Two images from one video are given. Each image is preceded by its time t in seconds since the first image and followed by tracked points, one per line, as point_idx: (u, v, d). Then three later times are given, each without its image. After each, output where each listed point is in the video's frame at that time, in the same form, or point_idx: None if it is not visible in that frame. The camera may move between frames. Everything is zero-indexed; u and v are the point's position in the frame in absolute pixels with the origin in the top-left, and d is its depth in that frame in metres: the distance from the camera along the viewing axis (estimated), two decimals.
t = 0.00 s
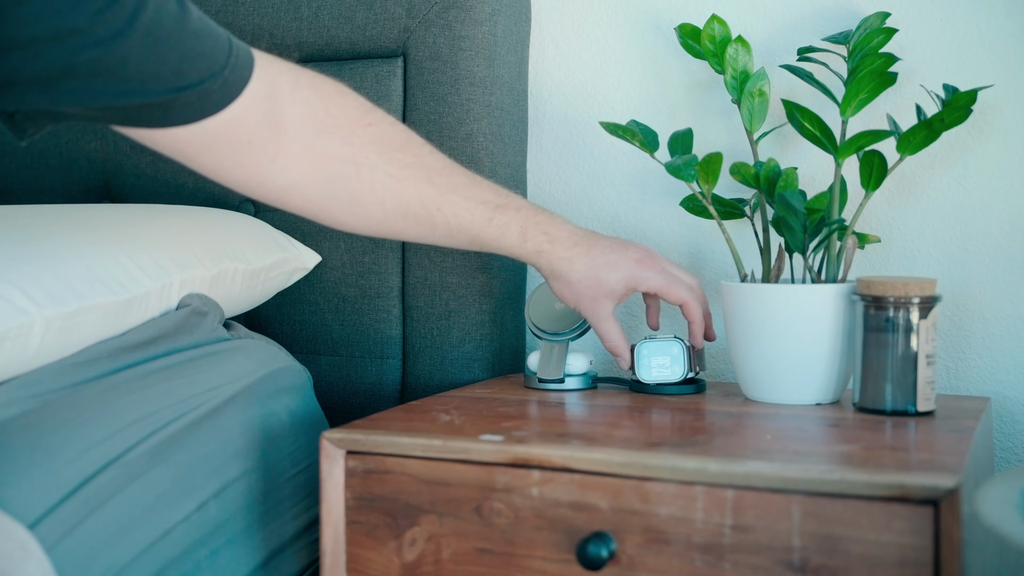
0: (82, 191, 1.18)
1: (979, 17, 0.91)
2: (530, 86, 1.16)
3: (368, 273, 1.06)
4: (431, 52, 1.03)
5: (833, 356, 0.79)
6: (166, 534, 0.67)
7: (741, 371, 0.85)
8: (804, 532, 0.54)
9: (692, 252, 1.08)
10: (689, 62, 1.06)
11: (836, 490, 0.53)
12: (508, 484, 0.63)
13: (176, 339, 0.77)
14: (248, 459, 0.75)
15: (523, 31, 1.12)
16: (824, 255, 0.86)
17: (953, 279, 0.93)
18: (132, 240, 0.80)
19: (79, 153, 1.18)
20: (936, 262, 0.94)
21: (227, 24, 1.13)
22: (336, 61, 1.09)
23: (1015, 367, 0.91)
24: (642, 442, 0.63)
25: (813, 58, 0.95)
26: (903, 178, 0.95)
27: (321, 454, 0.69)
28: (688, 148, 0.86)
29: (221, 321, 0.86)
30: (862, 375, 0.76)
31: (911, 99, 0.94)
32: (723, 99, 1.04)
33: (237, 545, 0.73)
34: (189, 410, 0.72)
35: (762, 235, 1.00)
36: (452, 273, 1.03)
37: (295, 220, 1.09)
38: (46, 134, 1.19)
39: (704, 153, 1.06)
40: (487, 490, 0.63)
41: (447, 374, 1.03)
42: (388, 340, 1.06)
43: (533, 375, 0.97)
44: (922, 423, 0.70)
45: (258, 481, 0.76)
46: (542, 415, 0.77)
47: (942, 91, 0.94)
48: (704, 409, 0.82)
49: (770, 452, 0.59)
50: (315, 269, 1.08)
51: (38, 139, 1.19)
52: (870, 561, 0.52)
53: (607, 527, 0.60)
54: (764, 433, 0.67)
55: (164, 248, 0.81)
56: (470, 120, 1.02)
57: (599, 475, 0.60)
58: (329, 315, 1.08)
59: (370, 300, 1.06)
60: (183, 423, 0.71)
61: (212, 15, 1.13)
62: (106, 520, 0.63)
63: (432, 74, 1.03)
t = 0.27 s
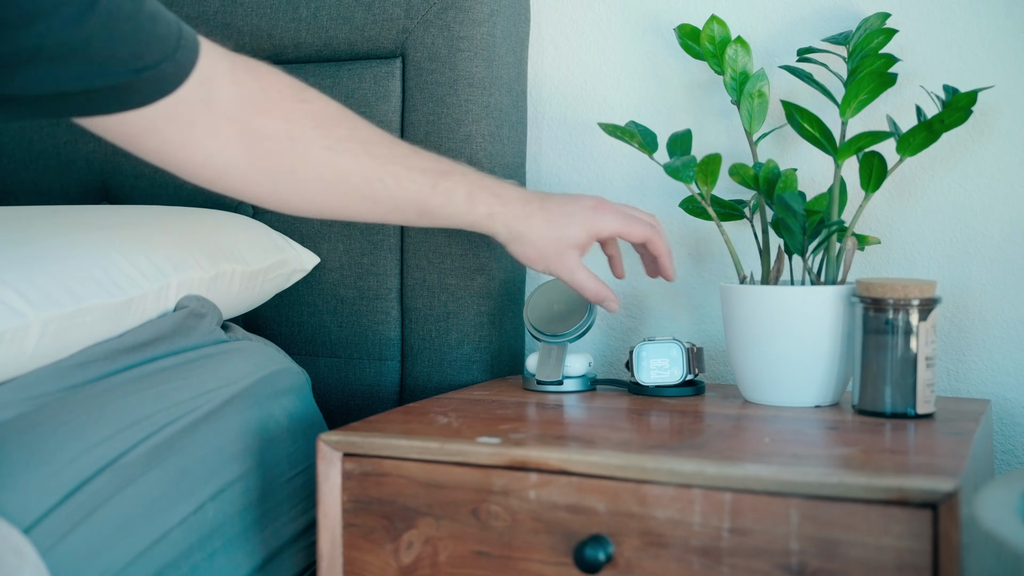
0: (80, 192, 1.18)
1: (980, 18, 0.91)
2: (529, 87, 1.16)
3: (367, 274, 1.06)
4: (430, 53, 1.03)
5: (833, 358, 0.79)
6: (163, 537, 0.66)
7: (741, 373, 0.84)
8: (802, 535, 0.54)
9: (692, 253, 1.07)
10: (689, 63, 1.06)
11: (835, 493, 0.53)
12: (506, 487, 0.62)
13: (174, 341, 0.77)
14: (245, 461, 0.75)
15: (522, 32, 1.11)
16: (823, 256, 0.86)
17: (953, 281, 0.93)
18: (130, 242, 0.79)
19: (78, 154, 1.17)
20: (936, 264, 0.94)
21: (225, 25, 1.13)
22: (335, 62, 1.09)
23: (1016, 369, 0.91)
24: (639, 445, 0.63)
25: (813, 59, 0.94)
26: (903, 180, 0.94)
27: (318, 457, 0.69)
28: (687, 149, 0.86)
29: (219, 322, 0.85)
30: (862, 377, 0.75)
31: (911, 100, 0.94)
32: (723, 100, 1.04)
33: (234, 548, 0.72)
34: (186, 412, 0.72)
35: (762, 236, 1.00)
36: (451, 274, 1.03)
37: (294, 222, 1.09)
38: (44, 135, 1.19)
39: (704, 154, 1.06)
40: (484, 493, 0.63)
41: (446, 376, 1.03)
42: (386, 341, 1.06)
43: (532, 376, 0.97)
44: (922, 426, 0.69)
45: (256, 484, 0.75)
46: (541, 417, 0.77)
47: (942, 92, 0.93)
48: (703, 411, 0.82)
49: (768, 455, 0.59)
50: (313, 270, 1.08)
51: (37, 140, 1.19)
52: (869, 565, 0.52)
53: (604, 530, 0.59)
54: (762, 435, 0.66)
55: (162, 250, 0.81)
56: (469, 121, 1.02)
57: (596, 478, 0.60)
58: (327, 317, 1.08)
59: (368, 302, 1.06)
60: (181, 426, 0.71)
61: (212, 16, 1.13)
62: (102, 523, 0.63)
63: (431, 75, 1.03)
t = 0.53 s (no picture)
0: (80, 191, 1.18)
1: (982, 16, 0.90)
2: (529, 85, 1.15)
3: (367, 273, 1.06)
4: (430, 51, 1.03)
5: (834, 356, 0.79)
6: (160, 537, 0.66)
7: (741, 371, 0.84)
8: (803, 534, 0.54)
9: (692, 252, 1.07)
10: (689, 61, 1.06)
11: (835, 492, 0.53)
12: (505, 486, 0.62)
13: (169, 341, 0.77)
14: (245, 459, 0.75)
15: (522, 30, 1.11)
16: (824, 255, 0.86)
17: (955, 279, 0.93)
18: (130, 241, 0.82)
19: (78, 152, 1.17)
20: (939, 262, 0.94)
21: (225, 24, 1.13)
22: (335, 60, 1.09)
23: (1018, 368, 0.90)
24: (639, 443, 0.63)
25: (815, 57, 0.94)
26: (905, 178, 0.94)
27: (317, 455, 0.69)
28: (687, 147, 0.86)
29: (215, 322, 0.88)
30: (863, 376, 0.75)
31: (912, 98, 0.94)
32: (723, 98, 1.04)
33: (234, 547, 0.72)
34: (181, 412, 0.72)
35: (763, 234, 0.99)
36: (452, 273, 1.03)
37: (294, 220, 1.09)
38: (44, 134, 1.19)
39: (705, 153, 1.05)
40: (484, 492, 0.63)
41: (446, 374, 1.03)
42: (387, 340, 1.05)
43: (532, 375, 0.97)
44: (923, 424, 0.69)
45: (256, 483, 0.75)
46: (541, 415, 0.77)
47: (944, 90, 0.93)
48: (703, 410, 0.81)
49: (768, 454, 0.59)
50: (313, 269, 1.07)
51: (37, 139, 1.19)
52: (869, 563, 0.52)
53: (604, 529, 0.59)
54: (763, 434, 0.66)
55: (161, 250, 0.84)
56: (469, 119, 1.02)
57: (596, 476, 0.59)
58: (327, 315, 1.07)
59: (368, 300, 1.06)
60: (177, 426, 0.71)
61: (211, 14, 1.13)
62: (99, 522, 0.63)
63: (431, 73, 1.03)
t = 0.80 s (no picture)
0: (80, 191, 1.18)
1: (983, 15, 0.90)
2: (529, 85, 1.15)
3: (367, 273, 1.06)
4: (430, 51, 1.03)
5: (835, 357, 0.79)
6: (158, 537, 0.66)
7: (742, 372, 0.84)
8: (803, 536, 0.53)
9: (693, 252, 1.07)
10: (690, 61, 1.05)
11: (836, 493, 0.52)
12: (505, 487, 0.62)
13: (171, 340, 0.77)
14: (243, 460, 0.75)
15: (523, 30, 1.11)
16: (825, 255, 0.85)
17: (957, 280, 0.93)
18: (127, 239, 0.79)
19: (78, 153, 1.17)
20: (940, 262, 0.93)
21: (225, 24, 1.12)
22: (335, 60, 1.09)
23: (1020, 368, 0.90)
24: (638, 444, 0.62)
25: (816, 57, 0.94)
26: (906, 178, 0.94)
27: (316, 456, 0.69)
28: (688, 147, 0.86)
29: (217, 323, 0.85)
30: (863, 377, 0.75)
31: (913, 98, 0.93)
32: (724, 98, 1.04)
33: (232, 548, 0.72)
34: (181, 411, 0.72)
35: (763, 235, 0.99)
36: (452, 273, 1.02)
37: (294, 221, 1.09)
38: (44, 134, 1.19)
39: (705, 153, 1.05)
40: (484, 493, 0.63)
41: (446, 375, 1.03)
42: (387, 340, 1.05)
43: (532, 376, 0.96)
44: (924, 425, 0.69)
45: (254, 483, 0.75)
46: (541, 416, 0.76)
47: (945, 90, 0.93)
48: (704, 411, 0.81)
49: (769, 455, 0.58)
50: (313, 269, 1.07)
51: (36, 139, 1.19)
52: (870, 565, 0.52)
53: (604, 531, 0.59)
54: (763, 435, 0.66)
55: (158, 248, 0.80)
56: (470, 119, 1.01)
57: (596, 478, 0.59)
58: (327, 316, 1.07)
59: (368, 301, 1.06)
60: (178, 425, 0.71)
61: (211, 14, 1.13)
62: (96, 523, 0.63)
63: (431, 73, 1.03)
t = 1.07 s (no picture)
0: (80, 190, 1.18)
1: (984, 13, 0.90)
2: (530, 84, 1.15)
3: (367, 272, 1.05)
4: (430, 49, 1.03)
5: (835, 356, 0.78)
6: (158, 537, 0.66)
7: (742, 372, 0.84)
8: (803, 535, 0.53)
9: (694, 250, 1.06)
10: (691, 60, 1.05)
11: (836, 492, 0.52)
12: (504, 486, 0.62)
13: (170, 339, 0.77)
14: (242, 460, 0.75)
15: (523, 28, 1.11)
16: (826, 253, 0.85)
17: (958, 278, 0.92)
18: (124, 239, 0.79)
19: (78, 152, 1.17)
20: (941, 261, 0.93)
21: (225, 23, 1.12)
22: (335, 58, 1.09)
23: (1021, 368, 0.90)
24: (637, 443, 0.62)
25: (817, 55, 0.94)
26: (906, 177, 0.94)
27: (315, 455, 0.69)
28: (688, 145, 0.85)
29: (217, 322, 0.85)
30: (864, 376, 0.75)
31: (914, 96, 0.93)
32: (725, 97, 1.03)
33: (231, 548, 0.72)
34: (180, 410, 0.72)
35: (763, 233, 0.99)
36: (451, 272, 1.02)
37: (294, 219, 1.09)
38: (44, 133, 1.19)
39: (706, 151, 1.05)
40: (482, 492, 0.63)
41: (446, 374, 1.03)
42: (386, 339, 1.05)
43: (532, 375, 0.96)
44: (925, 424, 0.69)
45: (253, 483, 0.76)
46: (540, 415, 0.76)
47: (946, 88, 0.93)
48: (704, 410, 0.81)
49: (768, 454, 0.58)
50: (313, 268, 1.07)
51: (36, 138, 1.19)
52: (870, 564, 0.52)
53: (603, 530, 0.59)
54: (763, 434, 0.66)
55: (157, 247, 0.80)
56: (469, 117, 1.01)
57: (594, 477, 0.59)
58: (327, 315, 1.07)
59: (368, 300, 1.06)
60: (177, 425, 0.71)
61: (210, 13, 1.13)
62: (94, 523, 0.63)
63: (431, 71, 1.03)
